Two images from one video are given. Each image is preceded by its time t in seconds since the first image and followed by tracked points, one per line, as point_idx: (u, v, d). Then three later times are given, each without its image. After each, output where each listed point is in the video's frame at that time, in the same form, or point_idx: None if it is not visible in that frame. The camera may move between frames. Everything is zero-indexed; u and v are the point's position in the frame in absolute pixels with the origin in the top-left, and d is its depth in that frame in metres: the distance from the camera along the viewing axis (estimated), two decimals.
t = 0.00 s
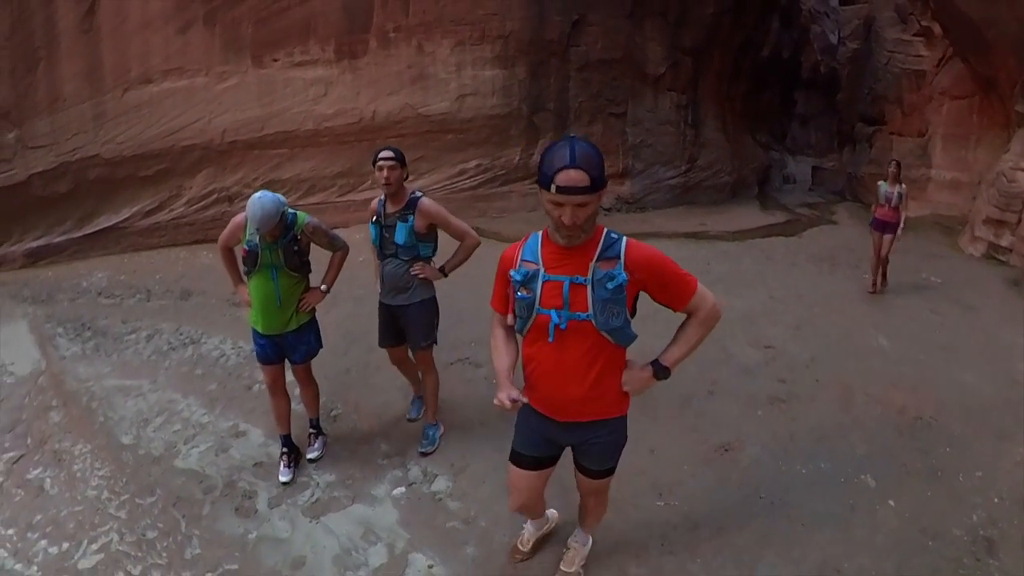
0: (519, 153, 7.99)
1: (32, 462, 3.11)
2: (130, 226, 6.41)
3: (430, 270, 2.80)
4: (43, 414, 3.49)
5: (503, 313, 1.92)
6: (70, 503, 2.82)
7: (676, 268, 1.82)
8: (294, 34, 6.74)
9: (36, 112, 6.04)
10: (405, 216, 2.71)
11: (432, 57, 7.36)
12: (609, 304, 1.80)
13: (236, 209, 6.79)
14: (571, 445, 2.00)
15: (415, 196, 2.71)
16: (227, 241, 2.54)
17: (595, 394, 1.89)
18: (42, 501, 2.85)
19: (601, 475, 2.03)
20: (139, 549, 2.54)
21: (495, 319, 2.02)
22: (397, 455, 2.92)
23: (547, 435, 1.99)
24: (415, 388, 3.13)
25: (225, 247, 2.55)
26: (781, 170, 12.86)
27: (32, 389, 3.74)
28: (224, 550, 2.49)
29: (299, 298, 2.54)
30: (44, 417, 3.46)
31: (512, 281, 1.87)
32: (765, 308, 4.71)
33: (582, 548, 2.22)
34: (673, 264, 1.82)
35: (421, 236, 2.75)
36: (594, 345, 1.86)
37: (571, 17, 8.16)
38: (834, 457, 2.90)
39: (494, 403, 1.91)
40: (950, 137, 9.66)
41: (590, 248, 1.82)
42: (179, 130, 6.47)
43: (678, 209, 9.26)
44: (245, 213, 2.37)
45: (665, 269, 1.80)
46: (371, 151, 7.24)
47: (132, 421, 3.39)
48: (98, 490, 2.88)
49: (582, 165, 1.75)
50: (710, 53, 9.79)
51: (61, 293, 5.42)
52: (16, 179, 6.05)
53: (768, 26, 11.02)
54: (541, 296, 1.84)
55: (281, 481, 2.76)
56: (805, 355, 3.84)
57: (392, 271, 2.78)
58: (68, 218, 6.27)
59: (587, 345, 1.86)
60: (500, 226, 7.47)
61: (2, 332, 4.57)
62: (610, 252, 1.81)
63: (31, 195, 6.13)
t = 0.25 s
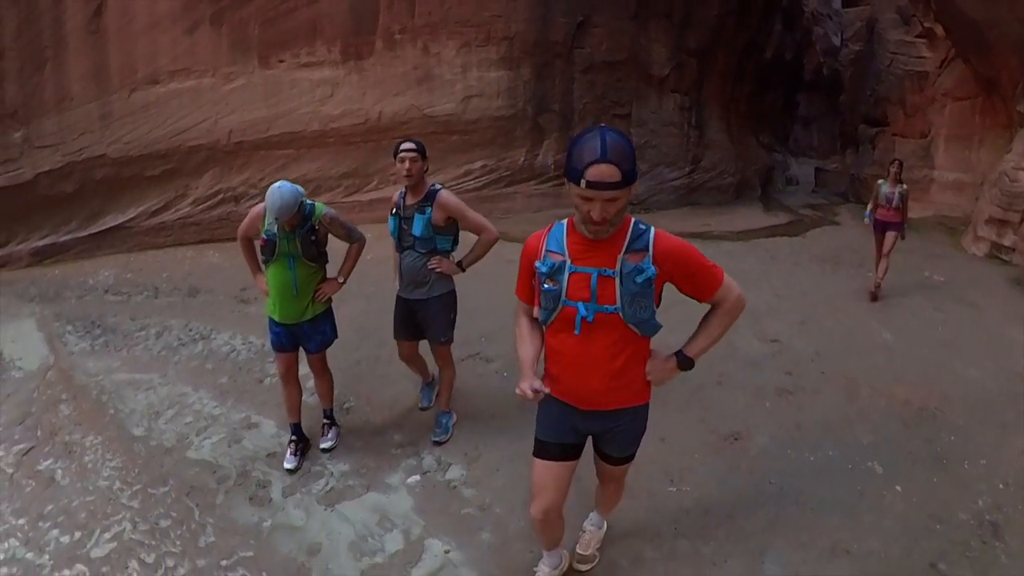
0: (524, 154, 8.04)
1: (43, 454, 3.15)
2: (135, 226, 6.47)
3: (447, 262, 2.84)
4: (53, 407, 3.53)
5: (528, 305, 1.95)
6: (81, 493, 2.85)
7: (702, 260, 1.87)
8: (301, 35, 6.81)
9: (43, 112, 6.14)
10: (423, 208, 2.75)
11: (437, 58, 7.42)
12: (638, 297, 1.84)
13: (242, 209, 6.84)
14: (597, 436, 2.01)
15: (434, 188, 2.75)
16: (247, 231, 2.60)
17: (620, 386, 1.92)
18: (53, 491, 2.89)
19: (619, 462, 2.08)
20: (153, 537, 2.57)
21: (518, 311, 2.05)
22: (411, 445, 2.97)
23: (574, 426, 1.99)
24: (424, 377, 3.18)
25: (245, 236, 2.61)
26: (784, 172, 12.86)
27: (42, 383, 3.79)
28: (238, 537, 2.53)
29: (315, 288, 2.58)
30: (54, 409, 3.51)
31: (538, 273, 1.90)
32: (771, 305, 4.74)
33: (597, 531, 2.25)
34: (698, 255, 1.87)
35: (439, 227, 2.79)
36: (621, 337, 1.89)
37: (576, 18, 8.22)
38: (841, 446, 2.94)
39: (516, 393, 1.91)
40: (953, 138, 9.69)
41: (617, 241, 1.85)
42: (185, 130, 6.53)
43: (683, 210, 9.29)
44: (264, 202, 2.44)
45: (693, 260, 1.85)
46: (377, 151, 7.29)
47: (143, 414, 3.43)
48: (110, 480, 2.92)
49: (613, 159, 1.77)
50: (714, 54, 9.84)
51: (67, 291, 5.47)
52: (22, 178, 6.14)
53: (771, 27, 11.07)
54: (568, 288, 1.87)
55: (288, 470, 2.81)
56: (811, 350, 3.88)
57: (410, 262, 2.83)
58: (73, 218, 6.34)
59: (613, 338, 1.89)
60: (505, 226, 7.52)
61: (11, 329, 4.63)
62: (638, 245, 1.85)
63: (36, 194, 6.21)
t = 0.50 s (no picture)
0: (529, 154, 8.14)
1: (60, 439, 3.21)
2: (143, 225, 6.57)
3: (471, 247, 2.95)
4: (69, 395, 3.62)
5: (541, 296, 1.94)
6: (101, 475, 2.89)
7: (714, 245, 1.87)
8: (309, 36, 6.92)
9: (51, 111, 6.23)
10: (450, 194, 2.85)
11: (444, 59, 7.53)
12: (654, 284, 1.83)
13: (249, 208, 6.95)
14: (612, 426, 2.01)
15: (459, 176, 2.86)
16: (274, 216, 2.70)
17: (637, 376, 1.91)
18: (73, 474, 2.93)
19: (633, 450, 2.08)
20: (175, 514, 2.61)
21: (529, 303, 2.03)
22: (429, 425, 3.06)
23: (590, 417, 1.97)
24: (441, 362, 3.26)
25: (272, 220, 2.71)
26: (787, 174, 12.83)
27: (56, 372, 3.89)
28: (260, 512, 2.59)
29: (338, 272, 2.68)
30: (71, 397, 3.59)
31: (551, 263, 1.89)
32: (775, 297, 4.83)
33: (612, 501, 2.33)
34: (711, 242, 1.87)
35: (464, 214, 2.90)
36: (637, 325, 1.88)
37: (581, 20, 8.32)
38: (844, 425, 3.01)
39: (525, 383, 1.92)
40: (955, 138, 9.77)
41: (631, 228, 1.85)
42: (194, 130, 6.64)
43: (686, 210, 9.37)
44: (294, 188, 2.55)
45: (706, 246, 1.85)
46: (383, 151, 7.39)
47: (160, 400, 3.51)
48: (130, 462, 2.96)
49: (627, 144, 1.76)
50: (717, 55, 9.93)
51: (76, 288, 5.57)
52: (30, 177, 6.22)
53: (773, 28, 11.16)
54: (583, 278, 1.86)
55: (309, 449, 2.90)
56: (814, 338, 3.96)
57: (436, 247, 2.93)
58: (81, 217, 6.45)
59: (630, 326, 1.88)
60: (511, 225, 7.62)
61: (22, 323, 4.72)
62: (652, 232, 1.84)
63: (43, 192, 6.31)
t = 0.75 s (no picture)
0: (533, 157, 8.32)
1: (87, 425, 3.37)
2: (152, 225, 6.76)
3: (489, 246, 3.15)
4: (92, 386, 3.80)
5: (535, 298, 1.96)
6: (129, 458, 2.98)
7: (702, 239, 1.87)
8: (317, 41, 7.12)
9: (62, 112, 6.39)
10: (472, 197, 3.04)
11: (450, 63, 7.71)
12: (645, 280, 1.84)
13: (257, 209, 7.15)
14: (608, 428, 2.02)
15: (480, 180, 3.04)
16: (301, 213, 2.88)
17: (632, 372, 1.92)
18: (101, 457, 3.02)
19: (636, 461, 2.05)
20: (205, 491, 2.72)
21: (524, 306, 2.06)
22: (444, 409, 3.26)
23: (583, 420, 2.00)
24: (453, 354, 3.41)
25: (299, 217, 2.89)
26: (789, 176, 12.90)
27: (77, 365, 4.08)
28: (286, 487, 2.75)
29: (362, 265, 2.87)
30: (93, 388, 3.78)
31: (542, 265, 1.90)
32: (772, 295, 5.00)
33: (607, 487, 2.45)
34: (699, 235, 1.87)
35: (484, 215, 3.10)
36: (630, 322, 1.89)
37: (584, 25, 8.51)
38: (832, 410, 3.19)
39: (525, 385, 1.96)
40: (954, 140, 9.92)
41: (619, 226, 1.85)
42: (204, 131, 6.84)
43: (688, 212, 9.52)
44: (323, 187, 2.73)
45: (694, 240, 1.85)
46: (390, 154, 7.59)
47: (183, 389, 3.68)
48: (157, 446, 3.07)
49: (611, 138, 1.79)
50: (719, 59, 10.10)
51: (86, 288, 5.75)
52: (39, 177, 6.37)
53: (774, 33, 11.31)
54: (575, 278, 1.87)
55: (336, 432, 3.07)
56: (807, 331, 4.13)
57: (457, 246, 3.12)
58: (90, 216, 6.61)
59: (623, 323, 1.89)
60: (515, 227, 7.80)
61: (38, 320, 4.90)
62: (640, 228, 1.85)
63: (54, 193, 6.47)
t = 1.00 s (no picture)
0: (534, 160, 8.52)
1: (106, 413, 3.58)
2: (159, 227, 6.99)
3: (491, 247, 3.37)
4: (109, 377, 4.02)
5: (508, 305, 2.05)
6: (150, 441, 3.19)
7: (663, 242, 2.03)
8: (323, 46, 7.34)
9: (71, 116, 6.63)
10: (476, 201, 3.24)
11: (452, 69, 7.92)
12: (615, 283, 1.97)
13: (263, 211, 7.38)
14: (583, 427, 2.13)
15: (482, 185, 3.24)
16: (313, 213, 3.07)
17: (606, 372, 2.03)
18: (122, 440, 3.24)
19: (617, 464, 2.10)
20: (222, 469, 2.91)
21: (493, 316, 2.14)
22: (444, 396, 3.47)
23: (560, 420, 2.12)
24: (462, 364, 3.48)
25: (312, 217, 3.08)
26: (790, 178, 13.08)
27: (93, 358, 4.30)
28: (296, 463, 2.96)
29: (370, 261, 3.08)
30: (110, 379, 4.00)
31: (516, 274, 1.99)
32: (763, 293, 5.18)
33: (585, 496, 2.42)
34: (661, 238, 2.03)
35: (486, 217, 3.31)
36: (603, 324, 2.01)
37: (584, 30, 8.71)
38: (811, 398, 3.37)
39: (499, 396, 2.02)
40: (953, 143, 10.08)
41: (589, 234, 1.98)
42: (210, 135, 7.06)
43: (687, 215, 9.67)
44: (336, 189, 2.93)
45: (657, 243, 2.00)
46: (393, 157, 7.80)
47: (197, 379, 3.89)
48: (176, 429, 3.27)
49: (585, 147, 1.90)
50: (718, 63, 10.24)
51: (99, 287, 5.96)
52: (50, 178, 6.62)
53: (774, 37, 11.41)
54: (548, 285, 1.98)
55: (345, 416, 3.26)
56: (791, 326, 4.33)
57: (463, 247, 3.32)
58: (98, 218, 6.84)
59: (596, 326, 2.01)
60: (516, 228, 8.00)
61: (52, 316, 5.12)
62: (608, 234, 1.98)
63: (63, 194, 6.70)
